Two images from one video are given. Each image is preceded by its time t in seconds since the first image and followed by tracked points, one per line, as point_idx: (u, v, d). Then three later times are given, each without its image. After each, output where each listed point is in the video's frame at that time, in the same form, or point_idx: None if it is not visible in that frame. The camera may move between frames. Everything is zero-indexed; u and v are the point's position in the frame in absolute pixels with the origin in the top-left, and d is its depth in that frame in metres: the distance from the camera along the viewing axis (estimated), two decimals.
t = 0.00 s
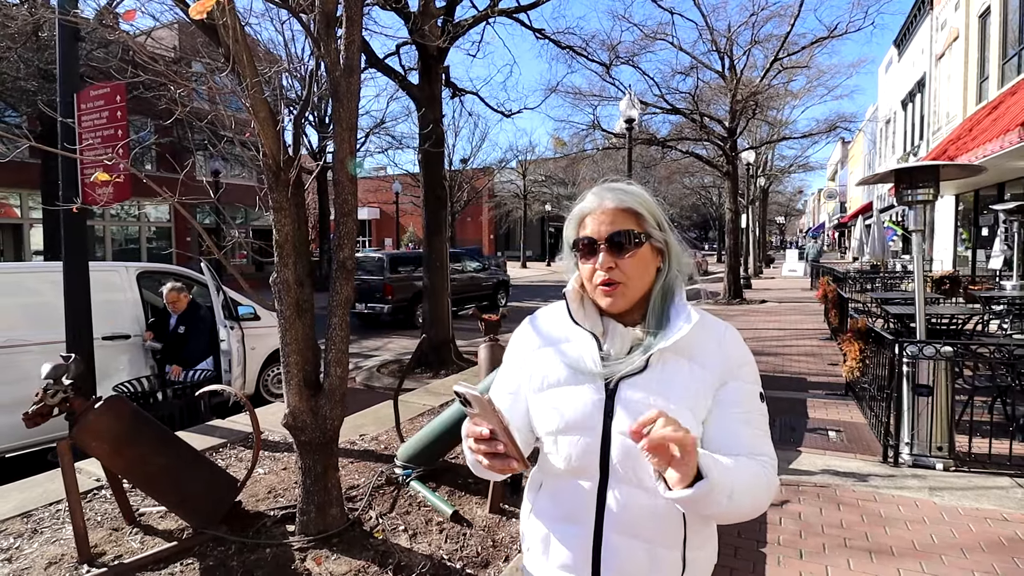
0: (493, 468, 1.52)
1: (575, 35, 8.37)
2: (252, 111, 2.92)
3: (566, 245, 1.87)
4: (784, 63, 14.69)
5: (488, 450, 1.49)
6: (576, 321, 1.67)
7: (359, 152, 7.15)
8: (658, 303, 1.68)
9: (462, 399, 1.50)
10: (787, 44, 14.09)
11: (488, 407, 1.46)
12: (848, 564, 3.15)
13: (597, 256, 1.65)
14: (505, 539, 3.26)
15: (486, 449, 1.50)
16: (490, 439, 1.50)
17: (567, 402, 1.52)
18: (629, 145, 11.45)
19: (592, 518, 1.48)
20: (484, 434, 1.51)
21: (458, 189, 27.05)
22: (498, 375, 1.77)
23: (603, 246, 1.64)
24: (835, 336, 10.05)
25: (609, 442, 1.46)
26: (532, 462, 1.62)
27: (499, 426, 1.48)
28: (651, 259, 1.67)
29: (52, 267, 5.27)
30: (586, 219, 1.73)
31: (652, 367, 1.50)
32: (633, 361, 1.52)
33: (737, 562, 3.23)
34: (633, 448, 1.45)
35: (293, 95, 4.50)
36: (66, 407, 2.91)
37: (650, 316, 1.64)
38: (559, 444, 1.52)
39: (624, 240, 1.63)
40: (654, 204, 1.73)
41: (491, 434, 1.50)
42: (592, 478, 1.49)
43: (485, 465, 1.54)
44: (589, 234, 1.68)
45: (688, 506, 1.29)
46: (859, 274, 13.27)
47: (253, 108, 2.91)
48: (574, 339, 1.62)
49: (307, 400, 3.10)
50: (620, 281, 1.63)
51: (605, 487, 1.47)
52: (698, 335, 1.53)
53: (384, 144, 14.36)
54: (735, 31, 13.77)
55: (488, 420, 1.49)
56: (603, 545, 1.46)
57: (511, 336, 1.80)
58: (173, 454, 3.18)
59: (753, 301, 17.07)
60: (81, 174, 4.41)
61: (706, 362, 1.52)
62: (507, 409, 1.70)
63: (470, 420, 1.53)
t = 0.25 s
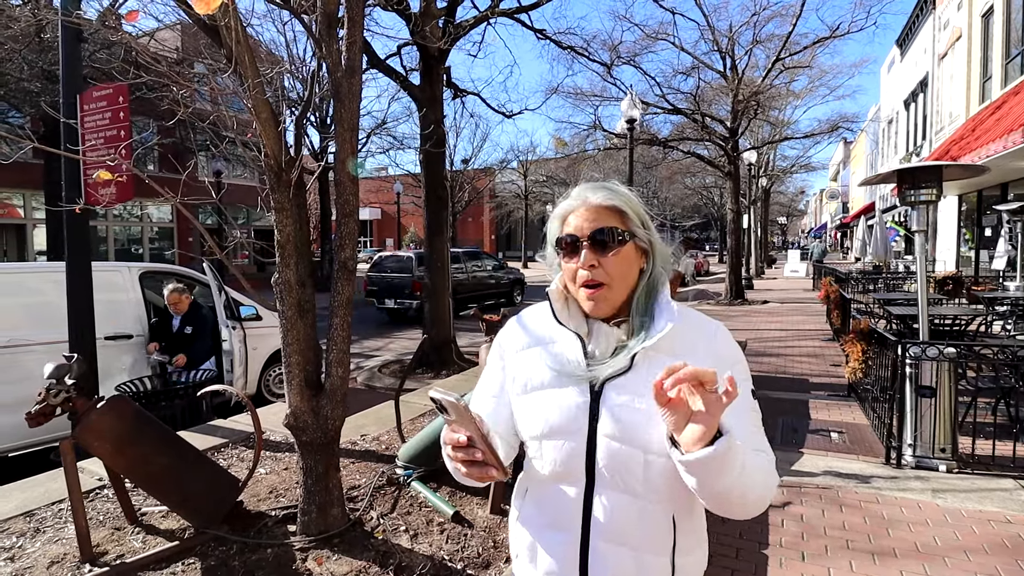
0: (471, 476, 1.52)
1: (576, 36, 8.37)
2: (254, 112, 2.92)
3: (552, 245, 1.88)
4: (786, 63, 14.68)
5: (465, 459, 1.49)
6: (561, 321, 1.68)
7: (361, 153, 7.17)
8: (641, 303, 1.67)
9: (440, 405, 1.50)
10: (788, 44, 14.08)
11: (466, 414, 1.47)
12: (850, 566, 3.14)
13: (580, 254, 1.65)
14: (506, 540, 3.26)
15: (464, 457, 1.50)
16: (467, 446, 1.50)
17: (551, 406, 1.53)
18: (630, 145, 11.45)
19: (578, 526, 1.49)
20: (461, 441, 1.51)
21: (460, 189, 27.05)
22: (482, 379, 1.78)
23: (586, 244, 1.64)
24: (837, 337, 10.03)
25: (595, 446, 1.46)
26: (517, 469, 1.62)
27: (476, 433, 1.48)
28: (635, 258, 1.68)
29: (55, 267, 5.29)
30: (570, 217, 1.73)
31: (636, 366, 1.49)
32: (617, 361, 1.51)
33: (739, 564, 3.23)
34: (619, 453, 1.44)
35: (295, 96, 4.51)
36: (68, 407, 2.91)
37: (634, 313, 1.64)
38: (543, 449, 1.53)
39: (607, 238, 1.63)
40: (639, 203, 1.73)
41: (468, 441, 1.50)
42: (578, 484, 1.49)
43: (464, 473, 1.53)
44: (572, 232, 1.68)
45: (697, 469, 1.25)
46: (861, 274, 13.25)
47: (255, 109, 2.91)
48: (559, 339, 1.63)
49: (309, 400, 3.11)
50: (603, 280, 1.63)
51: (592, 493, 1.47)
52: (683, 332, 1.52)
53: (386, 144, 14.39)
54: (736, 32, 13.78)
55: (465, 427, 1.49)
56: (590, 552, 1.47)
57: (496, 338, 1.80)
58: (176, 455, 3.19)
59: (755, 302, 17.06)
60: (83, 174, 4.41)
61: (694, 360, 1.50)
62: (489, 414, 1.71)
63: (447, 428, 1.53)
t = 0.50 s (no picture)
0: (453, 481, 1.47)
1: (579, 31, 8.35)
2: (257, 108, 2.92)
3: (536, 244, 1.88)
4: (790, 59, 14.62)
5: (444, 463, 1.43)
6: (545, 323, 1.68)
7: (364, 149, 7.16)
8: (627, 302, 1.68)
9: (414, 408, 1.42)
10: (793, 40, 14.01)
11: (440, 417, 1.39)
12: (853, 563, 3.14)
13: (566, 256, 1.64)
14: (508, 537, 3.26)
15: (443, 462, 1.44)
16: (446, 450, 1.44)
17: (535, 408, 1.52)
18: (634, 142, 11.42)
19: (565, 530, 1.49)
20: (438, 445, 1.45)
21: (463, 186, 27.04)
22: (468, 380, 1.74)
23: (573, 246, 1.64)
24: (841, 334, 10.01)
25: (581, 449, 1.46)
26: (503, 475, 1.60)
27: (454, 435, 1.43)
28: (622, 259, 1.67)
29: (59, 263, 5.31)
30: (555, 217, 1.72)
31: (622, 366, 1.49)
32: (602, 360, 1.51)
33: (742, 561, 3.23)
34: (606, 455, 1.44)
35: (297, 93, 4.50)
36: (73, 402, 2.92)
37: (620, 312, 1.63)
38: (529, 452, 1.53)
39: (593, 239, 1.63)
40: (625, 200, 1.72)
41: (446, 444, 1.44)
42: (564, 487, 1.49)
43: (445, 478, 1.48)
44: (558, 233, 1.67)
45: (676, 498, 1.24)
46: (865, 271, 13.20)
47: (258, 105, 2.91)
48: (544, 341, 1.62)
49: (312, 396, 3.12)
50: (589, 282, 1.62)
51: (579, 496, 1.47)
52: (669, 330, 1.52)
53: (389, 141, 14.41)
54: (740, 27, 13.73)
55: (443, 430, 1.43)
56: (578, 557, 1.46)
57: (482, 338, 1.79)
58: (180, 451, 3.20)
59: (758, 298, 17.03)
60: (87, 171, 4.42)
61: (681, 358, 1.50)
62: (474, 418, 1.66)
63: (425, 431, 1.47)
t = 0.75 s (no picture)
0: (435, 487, 1.43)
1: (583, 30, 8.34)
2: (260, 107, 2.92)
3: (527, 241, 1.87)
4: (795, 57, 14.57)
5: (425, 468, 1.39)
6: (532, 323, 1.68)
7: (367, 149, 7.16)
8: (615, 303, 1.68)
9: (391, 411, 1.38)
10: (798, 38, 13.96)
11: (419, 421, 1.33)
12: (858, 564, 3.12)
13: (559, 254, 1.64)
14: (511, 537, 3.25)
15: (424, 467, 1.39)
16: (427, 454, 1.39)
17: (520, 411, 1.51)
18: (637, 140, 11.41)
19: (552, 538, 1.48)
20: (418, 449, 1.39)
21: (466, 185, 27.04)
22: (455, 384, 1.74)
23: (566, 245, 1.63)
24: (846, 333, 9.98)
25: (565, 453, 1.44)
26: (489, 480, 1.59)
27: (434, 440, 1.38)
28: (615, 259, 1.67)
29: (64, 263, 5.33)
30: (550, 212, 1.71)
31: (609, 366, 1.49)
32: (587, 361, 1.50)
33: (747, 561, 3.22)
34: (592, 460, 1.43)
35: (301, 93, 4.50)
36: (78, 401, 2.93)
37: (607, 311, 1.63)
38: (514, 457, 1.51)
39: (588, 238, 1.62)
40: (622, 201, 1.72)
41: (427, 449, 1.39)
42: (550, 493, 1.48)
43: (427, 483, 1.43)
44: (551, 230, 1.67)
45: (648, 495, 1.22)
46: (869, 270, 13.15)
47: (261, 104, 2.91)
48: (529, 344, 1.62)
49: (315, 396, 3.12)
50: (580, 281, 1.62)
51: (566, 500, 1.46)
52: (657, 331, 1.52)
53: (392, 140, 14.41)
54: (744, 26, 13.70)
55: (423, 434, 1.38)
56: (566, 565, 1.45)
57: (469, 339, 1.80)
58: (184, 450, 3.20)
59: (762, 298, 16.98)
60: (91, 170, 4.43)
61: (668, 359, 1.50)
62: (460, 421, 1.66)
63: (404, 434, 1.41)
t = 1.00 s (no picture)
0: (428, 493, 1.42)
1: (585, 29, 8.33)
2: (262, 105, 2.91)
3: (518, 238, 1.86)
4: (797, 56, 14.55)
5: (419, 473, 1.38)
6: (522, 321, 1.66)
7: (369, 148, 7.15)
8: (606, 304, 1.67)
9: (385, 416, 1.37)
10: (800, 37, 13.93)
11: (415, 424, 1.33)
12: (860, 564, 3.12)
13: (551, 252, 1.63)
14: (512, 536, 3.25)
15: (418, 472, 1.39)
16: (421, 459, 1.39)
17: (510, 412, 1.51)
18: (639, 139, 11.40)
19: (542, 543, 1.46)
20: (412, 453, 1.39)
21: (467, 184, 27.03)
22: (442, 387, 1.72)
23: (559, 243, 1.63)
24: (847, 332, 9.97)
25: (555, 456, 1.43)
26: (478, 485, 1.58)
27: (428, 443, 1.37)
28: (607, 259, 1.67)
29: (66, 261, 5.33)
30: (542, 211, 1.71)
31: (600, 367, 1.48)
32: (579, 362, 1.50)
33: (748, 561, 3.21)
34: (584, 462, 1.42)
35: (303, 91, 4.50)
36: (80, 399, 2.93)
37: (598, 310, 1.63)
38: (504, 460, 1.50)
39: (580, 237, 1.62)
40: (615, 201, 1.72)
41: (421, 453, 1.39)
42: (540, 497, 1.47)
43: (420, 489, 1.43)
44: (544, 228, 1.66)
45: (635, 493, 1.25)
46: (871, 270, 13.13)
47: (263, 102, 2.91)
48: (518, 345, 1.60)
49: (317, 394, 3.12)
50: (573, 279, 1.62)
51: (557, 503, 1.45)
52: (648, 331, 1.52)
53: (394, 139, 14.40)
54: (746, 25, 13.68)
55: (417, 438, 1.37)
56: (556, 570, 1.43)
57: (457, 339, 1.77)
58: (186, 448, 3.20)
59: (764, 297, 16.96)
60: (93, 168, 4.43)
61: (658, 359, 1.49)
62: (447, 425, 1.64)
63: (397, 439, 1.41)
